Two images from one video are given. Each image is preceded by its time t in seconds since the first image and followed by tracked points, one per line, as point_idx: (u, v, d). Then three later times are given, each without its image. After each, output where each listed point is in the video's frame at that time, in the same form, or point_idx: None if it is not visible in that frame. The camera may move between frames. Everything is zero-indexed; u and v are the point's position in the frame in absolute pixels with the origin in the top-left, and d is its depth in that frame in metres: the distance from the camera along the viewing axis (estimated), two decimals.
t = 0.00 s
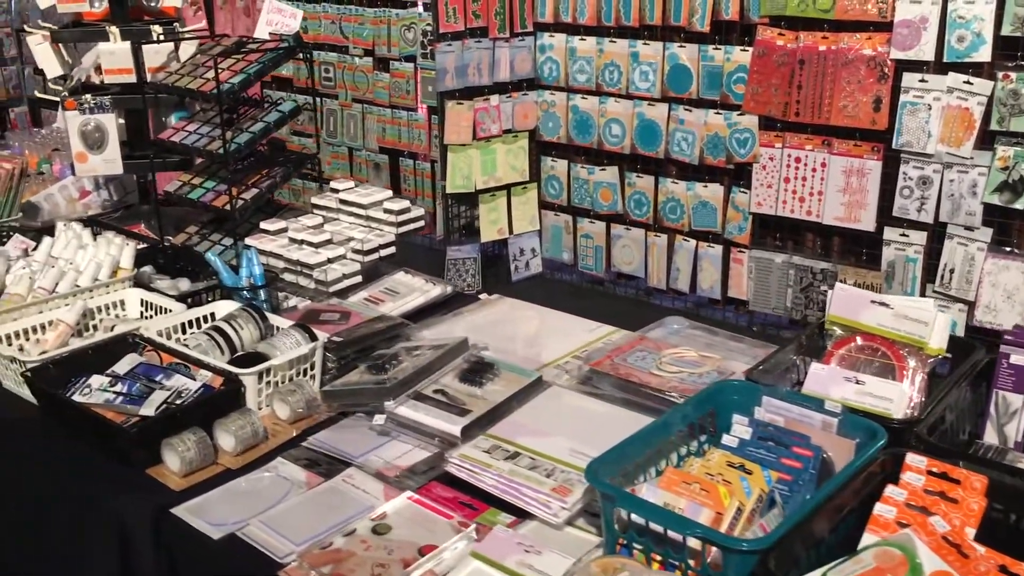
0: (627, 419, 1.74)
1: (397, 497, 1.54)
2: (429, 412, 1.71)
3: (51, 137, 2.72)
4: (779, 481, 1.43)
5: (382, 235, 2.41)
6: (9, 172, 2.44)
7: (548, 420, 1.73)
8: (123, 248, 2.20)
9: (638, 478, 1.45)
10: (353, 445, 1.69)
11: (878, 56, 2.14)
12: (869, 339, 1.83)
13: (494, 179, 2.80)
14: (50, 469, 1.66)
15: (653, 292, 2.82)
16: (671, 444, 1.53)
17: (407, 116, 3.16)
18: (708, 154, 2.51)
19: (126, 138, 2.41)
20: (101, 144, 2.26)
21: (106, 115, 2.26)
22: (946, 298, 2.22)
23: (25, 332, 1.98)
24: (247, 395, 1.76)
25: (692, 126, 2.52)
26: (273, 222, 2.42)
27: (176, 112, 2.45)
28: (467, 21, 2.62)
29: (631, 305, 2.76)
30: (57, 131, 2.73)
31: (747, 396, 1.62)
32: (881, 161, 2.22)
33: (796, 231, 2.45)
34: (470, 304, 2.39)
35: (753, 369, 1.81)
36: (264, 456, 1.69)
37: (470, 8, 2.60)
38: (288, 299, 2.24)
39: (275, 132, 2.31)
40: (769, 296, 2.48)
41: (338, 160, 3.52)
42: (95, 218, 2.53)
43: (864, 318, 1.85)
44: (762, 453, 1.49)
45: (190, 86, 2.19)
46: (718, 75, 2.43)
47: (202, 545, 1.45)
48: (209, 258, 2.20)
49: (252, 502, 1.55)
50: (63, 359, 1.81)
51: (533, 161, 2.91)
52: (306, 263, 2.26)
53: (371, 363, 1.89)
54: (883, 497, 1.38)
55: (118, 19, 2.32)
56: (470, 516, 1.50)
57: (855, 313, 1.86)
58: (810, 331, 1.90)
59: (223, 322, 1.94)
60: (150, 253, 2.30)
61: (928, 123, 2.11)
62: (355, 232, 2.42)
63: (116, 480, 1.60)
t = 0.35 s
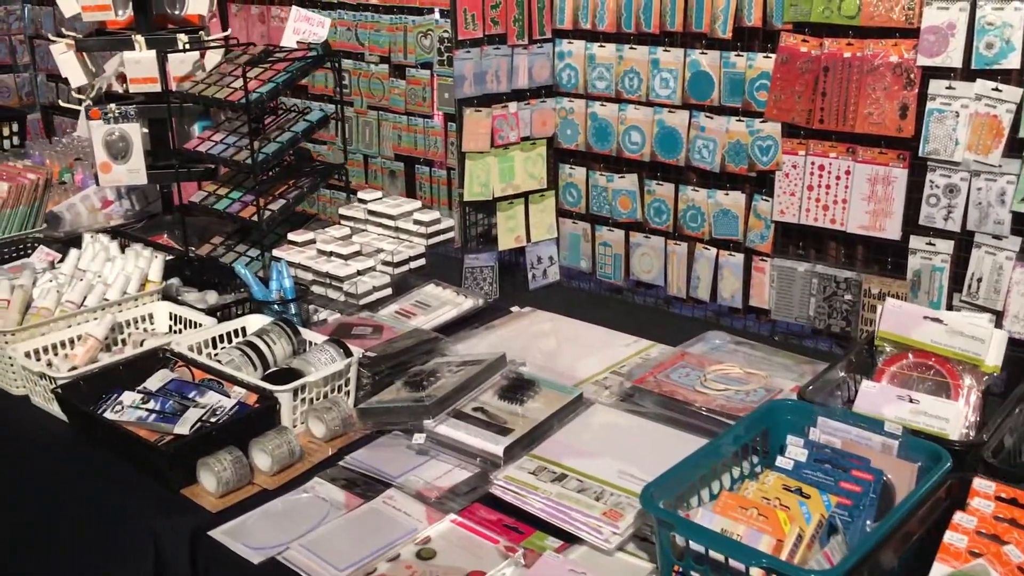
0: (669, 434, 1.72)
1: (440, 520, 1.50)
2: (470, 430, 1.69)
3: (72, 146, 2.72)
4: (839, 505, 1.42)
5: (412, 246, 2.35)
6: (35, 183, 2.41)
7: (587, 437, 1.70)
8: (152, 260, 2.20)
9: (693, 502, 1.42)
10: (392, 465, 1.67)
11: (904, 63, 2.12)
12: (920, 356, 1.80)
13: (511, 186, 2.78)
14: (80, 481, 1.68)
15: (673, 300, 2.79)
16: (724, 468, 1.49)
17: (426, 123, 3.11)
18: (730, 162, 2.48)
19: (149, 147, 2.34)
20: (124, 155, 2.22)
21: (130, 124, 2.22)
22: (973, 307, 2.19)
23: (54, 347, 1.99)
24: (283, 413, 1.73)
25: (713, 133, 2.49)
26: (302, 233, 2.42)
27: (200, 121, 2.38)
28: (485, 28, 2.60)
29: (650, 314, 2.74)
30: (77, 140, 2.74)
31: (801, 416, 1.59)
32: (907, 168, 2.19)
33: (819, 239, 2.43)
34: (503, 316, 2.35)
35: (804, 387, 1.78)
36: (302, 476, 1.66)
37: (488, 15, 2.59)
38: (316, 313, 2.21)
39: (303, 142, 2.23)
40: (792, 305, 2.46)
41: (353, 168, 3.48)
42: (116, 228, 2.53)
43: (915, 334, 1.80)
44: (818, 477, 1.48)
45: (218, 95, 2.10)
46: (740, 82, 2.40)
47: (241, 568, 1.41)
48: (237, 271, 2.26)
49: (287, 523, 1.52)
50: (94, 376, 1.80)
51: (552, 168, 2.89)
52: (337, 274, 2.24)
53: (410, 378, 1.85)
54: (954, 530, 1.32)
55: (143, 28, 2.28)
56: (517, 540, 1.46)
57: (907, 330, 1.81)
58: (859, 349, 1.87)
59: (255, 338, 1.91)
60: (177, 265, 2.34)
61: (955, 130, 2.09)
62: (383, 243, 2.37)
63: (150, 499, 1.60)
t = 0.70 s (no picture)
0: (722, 457, 1.57)
1: (484, 554, 1.33)
2: (513, 456, 1.49)
3: (91, 157, 2.63)
4: (909, 541, 1.27)
5: (443, 261, 2.17)
6: (58, 198, 2.30)
7: (645, 465, 1.51)
8: (179, 277, 2.04)
9: (756, 536, 1.29)
10: (431, 492, 1.48)
11: (935, 70, 2.08)
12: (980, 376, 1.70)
13: (532, 196, 2.75)
14: (102, 516, 1.48)
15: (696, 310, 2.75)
16: (786, 499, 1.37)
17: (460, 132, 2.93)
18: (756, 170, 2.45)
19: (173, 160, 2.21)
20: (150, 166, 2.06)
21: (155, 136, 2.05)
22: (1007, 318, 2.14)
23: (78, 367, 1.83)
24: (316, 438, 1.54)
25: (738, 141, 2.46)
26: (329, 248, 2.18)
27: (224, 132, 2.26)
28: (506, 35, 2.55)
29: (674, 324, 2.70)
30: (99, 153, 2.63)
31: (862, 442, 1.48)
32: (939, 177, 2.15)
33: (848, 248, 2.38)
34: (538, 332, 2.16)
35: (858, 412, 1.66)
36: (338, 503, 1.48)
37: (510, 22, 2.54)
38: (348, 330, 2.00)
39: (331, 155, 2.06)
40: (820, 316, 2.41)
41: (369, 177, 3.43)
42: (140, 241, 2.35)
43: (976, 355, 1.71)
44: (885, 510, 1.34)
45: (242, 108, 1.96)
46: (766, 89, 2.37)
47: None
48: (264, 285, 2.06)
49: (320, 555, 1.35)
50: (122, 398, 1.63)
51: (573, 177, 2.85)
52: (366, 289, 2.03)
53: (447, 400, 1.67)
54: None
55: (167, 38, 2.15)
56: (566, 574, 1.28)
57: (967, 350, 1.72)
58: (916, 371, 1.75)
59: (285, 357, 1.73)
60: (203, 280, 2.14)
61: (989, 138, 2.05)
62: (413, 257, 2.19)
63: (179, 531, 1.42)
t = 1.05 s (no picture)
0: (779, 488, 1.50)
1: None
2: (570, 492, 1.40)
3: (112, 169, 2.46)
4: None
5: (481, 279, 2.04)
6: (81, 213, 2.16)
7: (709, 502, 1.44)
8: (209, 297, 1.90)
9: None
10: (482, 530, 1.39)
11: (972, 73, 2.03)
12: None
13: (556, 204, 2.69)
14: (132, 554, 1.38)
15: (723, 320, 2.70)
16: (867, 544, 1.30)
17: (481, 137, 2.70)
18: (786, 176, 2.39)
19: (197, 173, 2.10)
20: (173, 181, 1.96)
21: (179, 148, 1.96)
22: None
23: (106, 394, 1.70)
24: (359, 471, 1.45)
25: (767, 147, 2.41)
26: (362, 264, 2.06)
27: (249, 144, 2.16)
28: (529, 41, 2.50)
29: (700, 335, 2.65)
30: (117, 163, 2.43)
31: (948, 479, 1.39)
32: (977, 183, 2.10)
33: (881, 257, 2.34)
34: (579, 353, 2.10)
35: (937, 444, 1.56)
36: (384, 543, 1.39)
37: (533, 27, 2.49)
38: (382, 351, 1.92)
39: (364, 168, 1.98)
40: (852, 326, 2.35)
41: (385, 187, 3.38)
42: (163, 257, 2.22)
43: None
44: (978, 554, 1.32)
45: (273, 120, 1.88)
46: (797, 94, 2.32)
47: None
48: (295, 304, 1.95)
49: None
50: (153, 427, 1.53)
51: (596, 185, 2.80)
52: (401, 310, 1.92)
53: (494, 429, 1.59)
54: None
55: (191, 48, 2.04)
56: None
57: None
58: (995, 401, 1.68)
59: (321, 383, 1.62)
60: (232, 298, 2.00)
61: None
62: (448, 274, 2.06)
63: None
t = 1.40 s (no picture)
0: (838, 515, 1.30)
1: None
2: (620, 534, 1.17)
3: (124, 180, 2.29)
4: None
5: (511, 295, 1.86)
6: (93, 227, 1.92)
7: (775, 542, 1.21)
8: (228, 317, 1.64)
9: None
10: None
11: (1002, 78, 1.98)
12: None
13: (570, 211, 2.61)
14: None
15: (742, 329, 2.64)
16: None
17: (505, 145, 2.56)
18: (807, 183, 2.34)
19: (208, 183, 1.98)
20: (187, 194, 1.88)
21: (194, 160, 1.88)
22: None
23: (120, 423, 1.44)
24: (390, 511, 1.21)
25: (788, 154, 2.36)
26: (385, 281, 1.89)
27: (264, 154, 2.01)
28: (544, 44, 2.42)
29: (717, 344, 2.60)
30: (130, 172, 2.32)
31: None
32: (1006, 191, 2.05)
33: (905, 266, 2.29)
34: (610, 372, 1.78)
35: None
36: None
37: (548, 31, 2.41)
38: (406, 375, 1.69)
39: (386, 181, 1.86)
40: (875, 336, 2.30)
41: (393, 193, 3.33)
42: (176, 272, 2.03)
43: None
44: None
45: (293, 131, 1.80)
46: (819, 99, 2.27)
47: None
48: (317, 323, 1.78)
49: None
50: (172, 460, 1.28)
51: (611, 191, 2.74)
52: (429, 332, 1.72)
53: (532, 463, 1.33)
54: None
55: (205, 55, 1.90)
56: None
57: None
58: None
59: (346, 411, 1.36)
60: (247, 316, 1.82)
61: None
62: (474, 290, 1.87)
63: None
